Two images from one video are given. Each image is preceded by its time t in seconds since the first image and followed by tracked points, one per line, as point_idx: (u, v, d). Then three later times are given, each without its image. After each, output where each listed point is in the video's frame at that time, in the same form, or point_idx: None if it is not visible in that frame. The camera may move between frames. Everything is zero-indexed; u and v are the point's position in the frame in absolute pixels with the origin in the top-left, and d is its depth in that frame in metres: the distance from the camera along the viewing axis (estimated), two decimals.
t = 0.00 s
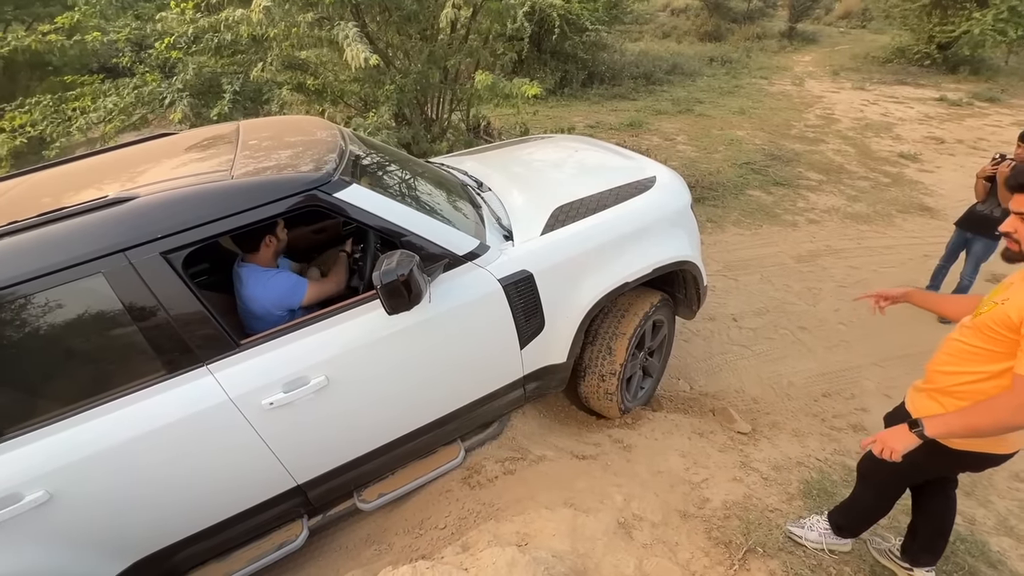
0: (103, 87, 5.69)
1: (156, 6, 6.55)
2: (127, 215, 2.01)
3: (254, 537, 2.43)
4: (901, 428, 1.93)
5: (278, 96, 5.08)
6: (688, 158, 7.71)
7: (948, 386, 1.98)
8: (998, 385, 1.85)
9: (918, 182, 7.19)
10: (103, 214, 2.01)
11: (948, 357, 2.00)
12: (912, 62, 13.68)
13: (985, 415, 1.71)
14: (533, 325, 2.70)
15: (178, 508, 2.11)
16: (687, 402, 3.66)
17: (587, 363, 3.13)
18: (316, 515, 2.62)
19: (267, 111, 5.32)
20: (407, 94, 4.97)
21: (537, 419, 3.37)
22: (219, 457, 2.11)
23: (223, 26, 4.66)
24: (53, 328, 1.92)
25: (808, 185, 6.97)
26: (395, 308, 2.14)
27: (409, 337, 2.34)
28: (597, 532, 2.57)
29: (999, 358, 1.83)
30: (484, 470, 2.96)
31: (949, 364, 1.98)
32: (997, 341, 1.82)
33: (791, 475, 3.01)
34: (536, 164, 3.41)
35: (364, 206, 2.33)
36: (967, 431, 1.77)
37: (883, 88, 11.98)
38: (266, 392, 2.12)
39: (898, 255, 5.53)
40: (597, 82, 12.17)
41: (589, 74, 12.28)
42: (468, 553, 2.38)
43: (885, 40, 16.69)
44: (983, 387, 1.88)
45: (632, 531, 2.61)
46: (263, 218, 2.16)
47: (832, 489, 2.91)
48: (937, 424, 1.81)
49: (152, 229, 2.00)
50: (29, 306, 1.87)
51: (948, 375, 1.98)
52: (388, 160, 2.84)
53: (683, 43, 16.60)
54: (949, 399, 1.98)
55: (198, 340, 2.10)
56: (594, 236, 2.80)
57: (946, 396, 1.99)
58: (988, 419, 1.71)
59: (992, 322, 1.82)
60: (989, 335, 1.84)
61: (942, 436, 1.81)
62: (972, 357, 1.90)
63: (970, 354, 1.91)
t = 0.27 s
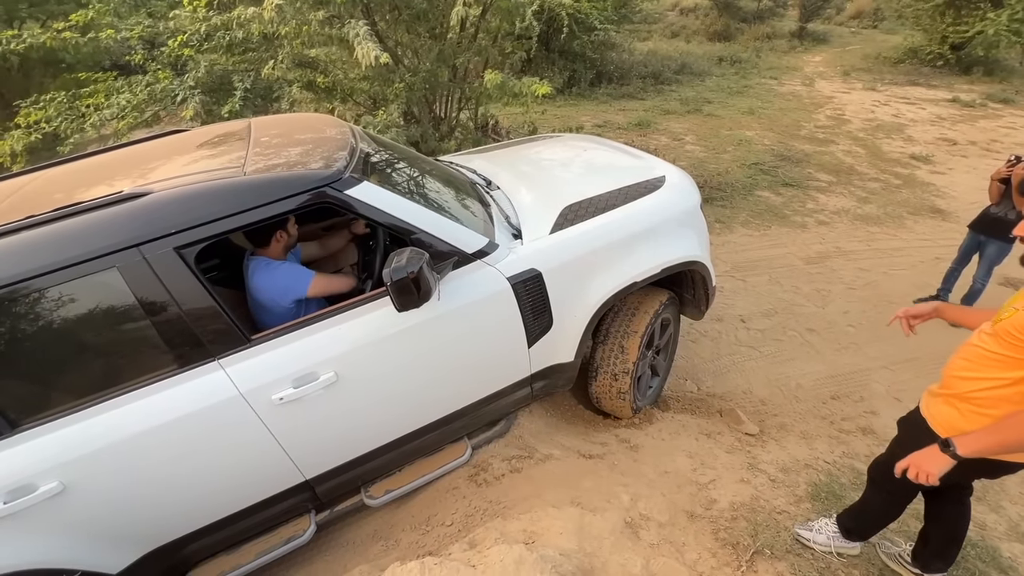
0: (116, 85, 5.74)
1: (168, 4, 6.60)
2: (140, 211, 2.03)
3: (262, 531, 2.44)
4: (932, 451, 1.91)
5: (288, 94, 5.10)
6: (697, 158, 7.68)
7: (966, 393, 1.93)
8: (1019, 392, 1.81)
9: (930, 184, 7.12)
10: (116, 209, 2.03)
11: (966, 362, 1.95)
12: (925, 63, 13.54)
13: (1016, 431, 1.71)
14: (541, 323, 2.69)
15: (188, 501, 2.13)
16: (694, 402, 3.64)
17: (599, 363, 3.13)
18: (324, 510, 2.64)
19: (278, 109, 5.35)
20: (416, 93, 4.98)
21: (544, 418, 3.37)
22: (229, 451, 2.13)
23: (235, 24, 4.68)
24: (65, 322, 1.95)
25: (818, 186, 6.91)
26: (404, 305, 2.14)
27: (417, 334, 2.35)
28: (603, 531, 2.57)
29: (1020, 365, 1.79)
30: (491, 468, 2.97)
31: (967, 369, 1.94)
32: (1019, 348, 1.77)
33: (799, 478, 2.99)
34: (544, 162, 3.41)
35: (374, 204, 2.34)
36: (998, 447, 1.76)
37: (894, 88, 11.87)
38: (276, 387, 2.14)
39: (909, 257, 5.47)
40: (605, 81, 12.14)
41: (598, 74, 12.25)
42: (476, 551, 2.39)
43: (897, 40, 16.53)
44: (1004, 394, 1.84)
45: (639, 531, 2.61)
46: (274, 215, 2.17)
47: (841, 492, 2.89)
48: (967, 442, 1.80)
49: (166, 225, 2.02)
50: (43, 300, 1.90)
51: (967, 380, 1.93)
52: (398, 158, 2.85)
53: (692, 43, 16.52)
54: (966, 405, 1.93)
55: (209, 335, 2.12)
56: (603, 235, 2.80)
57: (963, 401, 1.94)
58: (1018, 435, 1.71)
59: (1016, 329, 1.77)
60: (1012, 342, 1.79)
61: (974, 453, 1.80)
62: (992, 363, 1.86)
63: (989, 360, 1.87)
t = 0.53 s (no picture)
0: (124, 82, 5.77)
1: (176, 2, 6.62)
2: (150, 208, 2.04)
3: (268, 527, 2.46)
4: (950, 469, 1.92)
5: (295, 92, 5.11)
6: (702, 158, 7.66)
7: (978, 398, 1.93)
8: None
9: (937, 185, 7.08)
10: (126, 207, 2.04)
11: (980, 368, 1.96)
12: (932, 63, 13.46)
13: None
14: (548, 323, 2.70)
15: (196, 497, 2.14)
16: (700, 403, 3.64)
17: (605, 363, 3.13)
18: (329, 507, 2.65)
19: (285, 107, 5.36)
20: (422, 92, 4.98)
21: (549, 417, 3.37)
22: (237, 448, 2.14)
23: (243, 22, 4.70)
24: (74, 318, 1.96)
25: (824, 187, 6.89)
26: (412, 303, 2.14)
27: (424, 333, 2.36)
28: (609, 531, 2.57)
29: None
30: (496, 466, 2.98)
31: (981, 375, 1.95)
32: None
33: (805, 479, 2.98)
34: (550, 162, 3.41)
35: (382, 202, 2.34)
36: (1016, 460, 1.77)
37: (902, 89, 11.81)
38: (283, 384, 2.15)
39: (916, 258, 5.45)
40: (610, 81, 12.11)
41: (603, 74, 12.23)
42: (482, 549, 2.39)
43: (904, 40, 16.44)
44: (1016, 400, 1.85)
45: (645, 531, 2.61)
46: (282, 212, 2.18)
47: (847, 494, 2.89)
48: (985, 458, 1.82)
49: (176, 222, 2.03)
50: (54, 296, 1.91)
51: (980, 386, 1.94)
52: (405, 156, 2.86)
53: (698, 43, 16.46)
54: (978, 410, 1.93)
55: (217, 331, 2.13)
56: (610, 235, 2.79)
57: (975, 407, 1.93)
58: None
59: None
60: None
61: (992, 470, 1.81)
62: (1007, 370, 1.87)
63: (1004, 367, 1.88)
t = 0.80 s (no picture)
0: (126, 80, 5.76)
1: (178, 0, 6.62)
2: (151, 205, 2.04)
3: (268, 525, 2.46)
4: (948, 461, 1.92)
5: (297, 90, 5.10)
6: (704, 158, 7.65)
7: (990, 406, 1.91)
8: None
9: (939, 186, 7.07)
10: (127, 203, 2.04)
11: (991, 377, 1.95)
12: (935, 64, 13.43)
13: None
14: (548, 321, 2.69)
15: (196, 493, 2.14)
16: (700, 403, 3.63)
17: (605, 362, 3.13)
18: (330, 504, 2.65)
19: (286, 105, 5.36)
20: (424, 90, 4.97)
21: (549, 416, 3.37)
22: (237, 445, 2.14)
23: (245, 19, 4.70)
24: (74, 314, 1.96)
25: (825, 187, 6.87)
26: (412, 301, 2.15)
27: (425, 331, 2.35)
28: (609, 530, 2.57)
29: None
30: (497, 465, 2.98)
31: (992, 384, 1.93)
32: None
33: (805, 479, 2.98)
34: (552, 161, 3.40)
35: (382, 199, 2.34)
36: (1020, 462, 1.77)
37: (904, 90, 11.79)
38: (284, 381, 2.15)
39: (917, 259, 5.44)
40: (612, 80, 12.10)
41: (605, 73, 12.22)
42: (482, 547, 2.39)
43: (907, 41, 16.40)
44: None
45: (645, 530, 2.60)
46: (283, 209, 2.18)
47: (847, 495, 2.88)
48: (986, 454, 1.83)
49: (177, 218, 2.04)
50: (54, 292, 1.91)
51: (991, 394, 1.92)
52: (406, 154, 2.85)
53: (700, 42, 16.43)
54: (990, 418, 1.91)
55: (218, 328, 2.13)
56: (612, 234, 2.79)
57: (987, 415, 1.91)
58: None
59: None
60: None
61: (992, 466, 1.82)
62: (1019, 378, 1.86)
63: (1016, 375, 1.87)
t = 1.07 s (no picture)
0: (124, 78, 5.75)
1: None
2: (147, 204, 2.04)
3: (263, 524, 2.45)
4: (955, 471, 1.94)
5: (295, 89, 5.09)
6: (702, 158, 7.66)
7: (996, 413, 1.90)
8: None
9: (937, 188, 7.08)
10: (123, 202, 2.04)
11: (998, 382, 1.93)
12: (933, 66, 13.45)
13: None
14: (545, 321, 2.69)
15: (191, 492, 2.14)
16: (697, 403, 3.64)
17: (603, 361, 3.13)
18: (325, 504, 2.65)
19: (284, 104, 5.35)
20: (422, 90, 4.97)
21: (546, 416, 3.37)
22: (233, 444, 2.14)
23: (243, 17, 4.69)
24: (71, 313, 1.96)
25: (823, 188, 6.88)
26: (408, 301, 2.15)
27: (421, 331, 2.35)
28: (605, 530, 2.57)
29: None
30: (493, 465, 2.98)
31: (999, 390, 1.91)
32: None
33: (801, 480, 2.98)
34: (550, 161, 3.40)
35: (379, 199, 2.34)
36: None
37: (902, 91, 11.81)
38: (279, 380, 2.14)
39: (915, 261, 5.45)
40: (611, 81, 12.11)
41: (604, 73, 12.22)
42: (477, 547, 2.40)
43: (906, 42, 16.43)
44: None
45: (641, 530, 2.61)
46: (280, 208, 2.18)
47: (843, 495, 2.89)
48: (992, 465, 1.86)
49: (173, 217, 2.03)
50: (50, 291, 1.91)
51: (998, 400, 1.90)
52: (403, 154, 2.85)
53: (699, 43, 16.45)
54: (996, 425, 1.89)
55: (214, 327, 2.13)
56: (609, 235, 2.79)
57: (991, 421, 1.90)
58: None
59: None
60: None
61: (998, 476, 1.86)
62: None
63: None
